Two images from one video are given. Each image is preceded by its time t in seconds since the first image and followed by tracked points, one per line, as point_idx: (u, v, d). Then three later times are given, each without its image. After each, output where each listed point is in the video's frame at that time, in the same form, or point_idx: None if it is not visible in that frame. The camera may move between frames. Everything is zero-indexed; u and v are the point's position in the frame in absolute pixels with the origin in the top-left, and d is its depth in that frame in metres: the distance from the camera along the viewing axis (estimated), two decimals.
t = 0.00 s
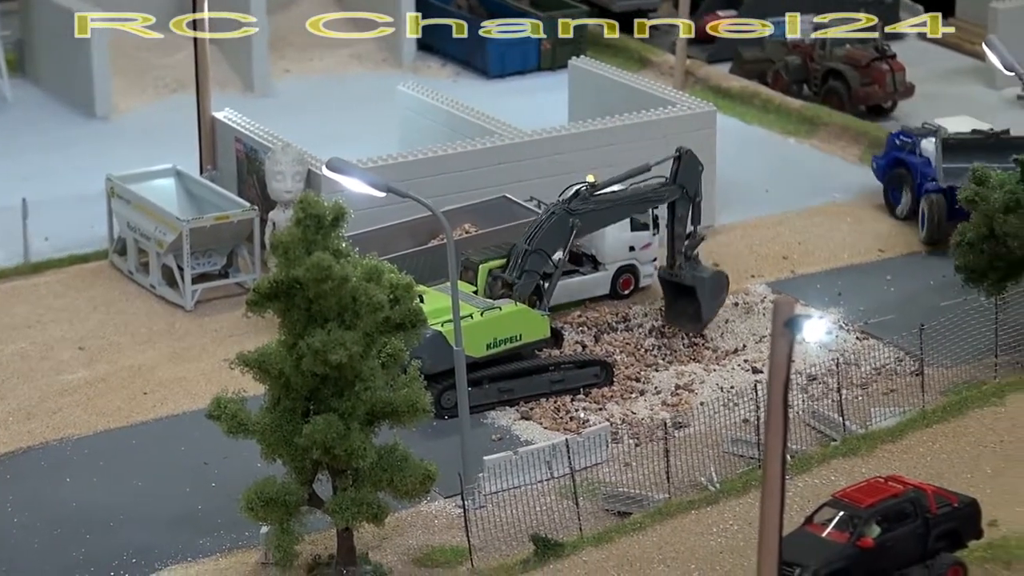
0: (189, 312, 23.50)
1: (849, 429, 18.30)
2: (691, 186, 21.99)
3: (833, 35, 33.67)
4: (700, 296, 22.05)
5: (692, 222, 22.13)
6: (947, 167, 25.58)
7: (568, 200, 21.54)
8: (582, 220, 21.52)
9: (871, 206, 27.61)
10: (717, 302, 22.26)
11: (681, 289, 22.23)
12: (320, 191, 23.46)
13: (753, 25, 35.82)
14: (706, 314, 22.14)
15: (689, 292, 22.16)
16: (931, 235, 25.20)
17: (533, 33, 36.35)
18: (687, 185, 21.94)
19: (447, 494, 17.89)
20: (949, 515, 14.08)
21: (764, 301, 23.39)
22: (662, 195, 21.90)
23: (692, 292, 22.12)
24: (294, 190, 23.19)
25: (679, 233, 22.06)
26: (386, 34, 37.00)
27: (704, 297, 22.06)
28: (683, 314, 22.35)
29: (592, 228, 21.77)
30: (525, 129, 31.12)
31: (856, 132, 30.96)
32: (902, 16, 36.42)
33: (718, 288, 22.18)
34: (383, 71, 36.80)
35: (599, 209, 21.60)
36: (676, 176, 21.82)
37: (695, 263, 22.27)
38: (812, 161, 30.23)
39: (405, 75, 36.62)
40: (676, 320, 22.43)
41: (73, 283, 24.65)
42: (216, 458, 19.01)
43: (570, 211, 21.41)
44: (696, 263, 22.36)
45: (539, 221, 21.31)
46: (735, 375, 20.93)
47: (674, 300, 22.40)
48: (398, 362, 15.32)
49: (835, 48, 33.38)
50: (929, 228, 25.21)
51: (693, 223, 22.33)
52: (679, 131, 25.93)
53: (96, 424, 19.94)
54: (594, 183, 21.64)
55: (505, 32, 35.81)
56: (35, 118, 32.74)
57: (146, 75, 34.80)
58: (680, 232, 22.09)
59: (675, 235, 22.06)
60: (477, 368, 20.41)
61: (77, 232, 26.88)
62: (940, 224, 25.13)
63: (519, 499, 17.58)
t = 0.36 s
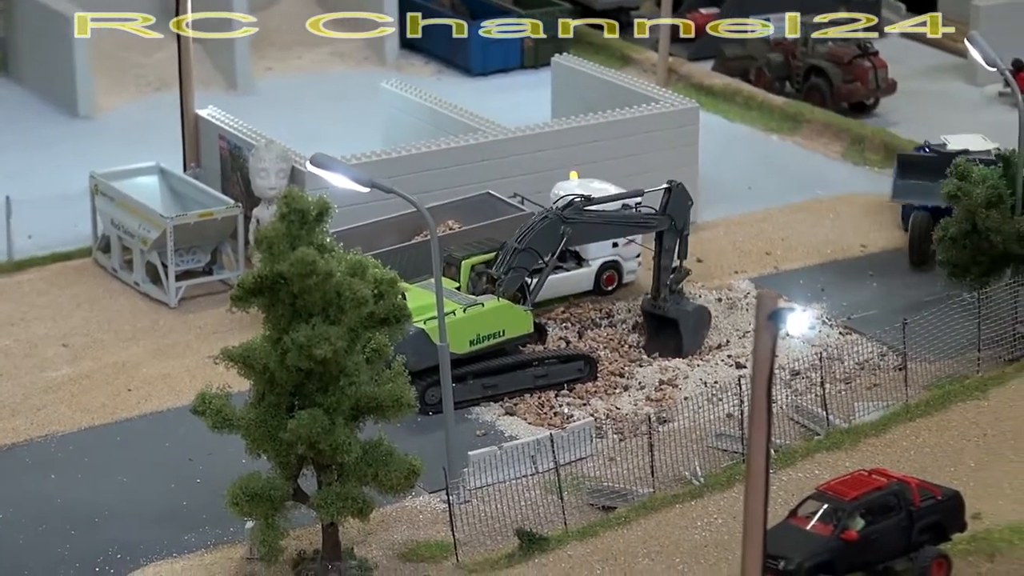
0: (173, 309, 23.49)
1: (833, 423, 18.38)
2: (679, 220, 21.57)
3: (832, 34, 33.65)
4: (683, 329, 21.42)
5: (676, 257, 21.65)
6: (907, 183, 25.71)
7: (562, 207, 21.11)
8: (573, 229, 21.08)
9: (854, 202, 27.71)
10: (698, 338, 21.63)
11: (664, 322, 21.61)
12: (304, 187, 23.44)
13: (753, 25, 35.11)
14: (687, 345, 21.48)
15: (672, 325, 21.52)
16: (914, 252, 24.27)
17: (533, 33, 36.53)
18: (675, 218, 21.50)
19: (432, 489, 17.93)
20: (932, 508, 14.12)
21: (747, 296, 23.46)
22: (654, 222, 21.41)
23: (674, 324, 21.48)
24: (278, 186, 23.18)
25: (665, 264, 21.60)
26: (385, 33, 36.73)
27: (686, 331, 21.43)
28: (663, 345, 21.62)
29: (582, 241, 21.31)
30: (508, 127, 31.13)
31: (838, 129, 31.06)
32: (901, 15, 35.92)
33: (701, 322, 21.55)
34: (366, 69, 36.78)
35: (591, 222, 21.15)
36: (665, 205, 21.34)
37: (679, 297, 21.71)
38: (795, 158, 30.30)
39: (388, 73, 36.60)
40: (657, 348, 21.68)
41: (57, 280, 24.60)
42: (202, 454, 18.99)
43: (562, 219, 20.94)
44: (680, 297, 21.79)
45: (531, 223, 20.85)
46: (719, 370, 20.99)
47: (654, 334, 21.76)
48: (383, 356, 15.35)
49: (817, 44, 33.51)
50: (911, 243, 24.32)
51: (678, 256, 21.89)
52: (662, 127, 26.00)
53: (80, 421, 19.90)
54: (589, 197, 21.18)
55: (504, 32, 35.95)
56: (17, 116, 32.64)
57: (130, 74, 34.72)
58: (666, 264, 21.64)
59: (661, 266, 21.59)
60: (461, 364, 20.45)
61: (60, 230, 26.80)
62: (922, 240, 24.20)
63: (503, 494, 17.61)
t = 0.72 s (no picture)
0: (157, 312, 23.38)
1: (819, 423, 18.39)
2: (664, 227, 21.64)
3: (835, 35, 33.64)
4: (666, 335, 21.46)
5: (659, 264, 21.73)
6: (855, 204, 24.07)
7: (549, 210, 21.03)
8: (559, 231, 20.99)
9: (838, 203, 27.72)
10: (681, 343, 21.68)
11: (646, 329, 21.65)
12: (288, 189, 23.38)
13: (751, 25, 34.96)
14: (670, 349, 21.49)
15: (654, 331, 21.55)
16: (882, 268, 23.47)
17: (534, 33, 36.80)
18: (660, 225, 21.58)
19: (417, 491, 17.90)
20: (919, 508, 14.12)
21: (732, 297, 23.46)
22: (638, 228, 21.44)
23: (656, 331, 21.52)
24: (262, 188, 23.10)
25: (649, 270, 21.67)
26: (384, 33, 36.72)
27: (669, 338, 21.46)
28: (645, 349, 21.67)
29: (567, 243, 21.21)
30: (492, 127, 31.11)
31: (822, 129, 31.09)
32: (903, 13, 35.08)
33: (683, 327, 21.59)
34: (349, 71, 36.72)
35: (577, 224, 21.08)
36: (650, 211, 21.41)
37: (661, 303, 21.73)
38: (779, 159, 30.31)
39: (371, 75, 36.56)
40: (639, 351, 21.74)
41: (40, 283, 24.51)
42: (187, 457, 18.91)
43: (548, 221, 20.86)
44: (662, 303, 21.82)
45: (516, 224, 20.76)
46: (704, 371, 20.99)
47: (636, 340, 21.79)
48: (369, 358, 15.34)
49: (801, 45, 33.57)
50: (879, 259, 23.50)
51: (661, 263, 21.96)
52: (646, 128, 25.99)
53: (65, 424, 19.81)
54: (574, 200, 21.11)
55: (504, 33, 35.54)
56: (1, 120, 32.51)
57: (113, 76, 34.61)
58: (648, 270, 21.71)
59: (643, 272, 21.66)
60: (446, 365, 20.41)
61: (44, 233, 26.68)
62: (891, 258, 23.39)
63: (490, 495, 17.59)
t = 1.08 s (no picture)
0: (143, 313, 23.27)
1: (807, 422, 18.37)
2: (652, 232, 21.76)
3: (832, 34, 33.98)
4: (647, 338, 21.39)
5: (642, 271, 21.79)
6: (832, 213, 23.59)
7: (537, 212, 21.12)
8: (547, 233, 21.02)
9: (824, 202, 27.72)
10: (664, 345, 21.62)
11: (627, 334, 21.59)
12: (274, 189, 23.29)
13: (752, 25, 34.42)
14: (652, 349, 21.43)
15: (635, 334, 21.49)
16: (855, 280, 23.04)
17: (534, 33, 37.36)
18: (648, 230, 21.70)
19: (404, 492, 17.85)
20: (909, 506, 14.10)
21: (719, 296, 23.43)
22: (625, 231, 21.52)
23: (638, 335, 21.45)
24: (247, 189, 23.03)
25: (631, 275, 21.69)
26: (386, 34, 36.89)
27: (651, 341, 21.40)
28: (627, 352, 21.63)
29: (556, 246, 21.22)
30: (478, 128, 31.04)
31: (808, 129, 31.10)
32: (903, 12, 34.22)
33: (664, 328, 21.52)
34: (334, 72, 36.62)
35: (566, 226, 21.13)
36: (639, 216, 21.55)
37: (640, 307, 21.68)
38: (765, 158, 30.30)
39: (357, 76, 36.48)
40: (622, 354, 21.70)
41: (25, 284, 24.39)
42: (173, 458, 18.81)
43: (537, 222, 20.93)
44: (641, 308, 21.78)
45: (505, 224, 20.83)
46: (692, 370, 20.94)
47: (619, 345, 21.74)
48: (355, 357, 15.25)
49: (786, 44, 33.57)
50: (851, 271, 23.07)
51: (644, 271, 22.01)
52: (632, 128, 25.96)
53: (50, 425, 19.70)
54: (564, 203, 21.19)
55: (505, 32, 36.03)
56: None
57: (97, 78, 34.46)
58: (631, 275, 21.73)
59: (626, 275, 21.68)
60: (433, 366, 20.36)
61: (28, 234, 26.54)
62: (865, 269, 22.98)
63: (477, 496, 17.55)
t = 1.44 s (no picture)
0: (128, 314, 23.13)
1: (797, 422, 18.31)
2: (639, 245, 21.63)
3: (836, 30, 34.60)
4: (623, 350, 21.31)
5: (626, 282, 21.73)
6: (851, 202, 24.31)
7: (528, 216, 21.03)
8: (536, 238, 20.93)
9: (812, 201, 27.67)
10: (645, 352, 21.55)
11: (605, 344, 21.56)
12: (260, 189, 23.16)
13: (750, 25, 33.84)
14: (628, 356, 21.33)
15: (611, 347, 21.43)
16: (858, 265, 23.50)
17: (533, 34, 37.81)
18: (636, 240, 21.57)
19: (392, 492, 17.75)
20: (899, 504, 14.03)
21: (707, 295, 23.37)
22: (613, 240, 21.36)
23: (614, 346, 21.40)
24: (233, 189, 22.91)
25: (614, 285, 21.62)
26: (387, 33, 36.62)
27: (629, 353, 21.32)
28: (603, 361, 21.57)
29: (543, 251, 21.15)
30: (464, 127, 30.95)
31: (795, 128, 31.07)
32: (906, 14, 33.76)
33: (641, 341, 21.42)
34: (320, 73, 36.50)
35: (556, 232, 21.04)
36: (629, 227, 21.43)
37: (621, 319, 21.63)
38: (752, 158, 30.26)
39: (343, 76, 36.36)
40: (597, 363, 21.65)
41: (10, 286, 24.23)
42: (159, 459, 18.69)
43: (526, 226, 20.81)
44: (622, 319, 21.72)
45: (496, 226, 20.71)
46: (680, 370, 20.87)
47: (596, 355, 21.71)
48: (341, 357, 15.23)
49: (774, 44, 33.49)
50: (856, 256, 23.54)
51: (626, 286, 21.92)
52: (619, 127, 25.89)
53: (35, 427, 19.56)
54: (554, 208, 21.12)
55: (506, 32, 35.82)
56: None
57: (82, 79, 34.30)
58: (614, 285, 21.69)
59: (609, 285, 21.63)
60: (420, 366, 20.27)
61: (12, 236, 26.38)
62: (869, 254, 23.43)
63: (465, 496, 17.46)
